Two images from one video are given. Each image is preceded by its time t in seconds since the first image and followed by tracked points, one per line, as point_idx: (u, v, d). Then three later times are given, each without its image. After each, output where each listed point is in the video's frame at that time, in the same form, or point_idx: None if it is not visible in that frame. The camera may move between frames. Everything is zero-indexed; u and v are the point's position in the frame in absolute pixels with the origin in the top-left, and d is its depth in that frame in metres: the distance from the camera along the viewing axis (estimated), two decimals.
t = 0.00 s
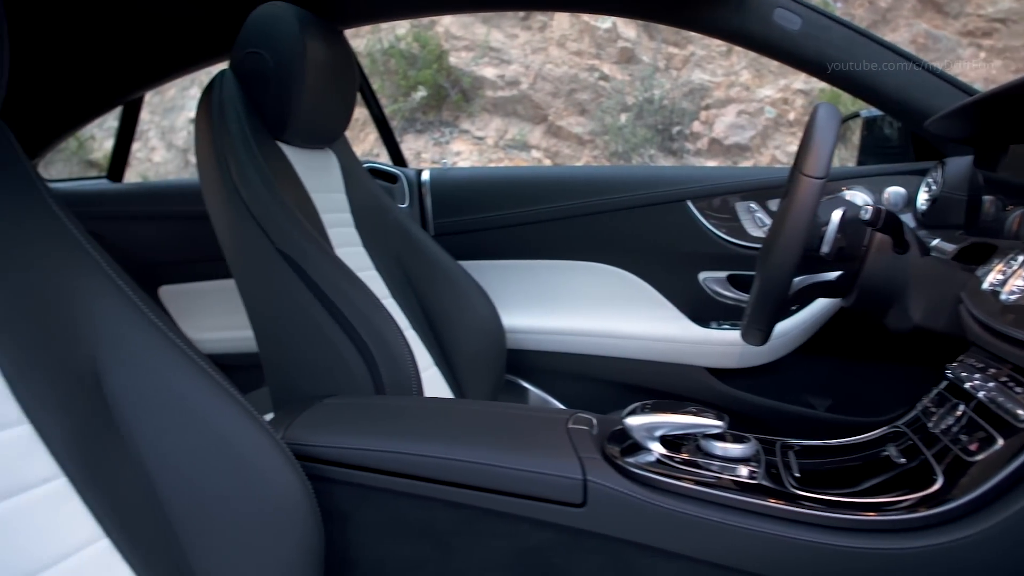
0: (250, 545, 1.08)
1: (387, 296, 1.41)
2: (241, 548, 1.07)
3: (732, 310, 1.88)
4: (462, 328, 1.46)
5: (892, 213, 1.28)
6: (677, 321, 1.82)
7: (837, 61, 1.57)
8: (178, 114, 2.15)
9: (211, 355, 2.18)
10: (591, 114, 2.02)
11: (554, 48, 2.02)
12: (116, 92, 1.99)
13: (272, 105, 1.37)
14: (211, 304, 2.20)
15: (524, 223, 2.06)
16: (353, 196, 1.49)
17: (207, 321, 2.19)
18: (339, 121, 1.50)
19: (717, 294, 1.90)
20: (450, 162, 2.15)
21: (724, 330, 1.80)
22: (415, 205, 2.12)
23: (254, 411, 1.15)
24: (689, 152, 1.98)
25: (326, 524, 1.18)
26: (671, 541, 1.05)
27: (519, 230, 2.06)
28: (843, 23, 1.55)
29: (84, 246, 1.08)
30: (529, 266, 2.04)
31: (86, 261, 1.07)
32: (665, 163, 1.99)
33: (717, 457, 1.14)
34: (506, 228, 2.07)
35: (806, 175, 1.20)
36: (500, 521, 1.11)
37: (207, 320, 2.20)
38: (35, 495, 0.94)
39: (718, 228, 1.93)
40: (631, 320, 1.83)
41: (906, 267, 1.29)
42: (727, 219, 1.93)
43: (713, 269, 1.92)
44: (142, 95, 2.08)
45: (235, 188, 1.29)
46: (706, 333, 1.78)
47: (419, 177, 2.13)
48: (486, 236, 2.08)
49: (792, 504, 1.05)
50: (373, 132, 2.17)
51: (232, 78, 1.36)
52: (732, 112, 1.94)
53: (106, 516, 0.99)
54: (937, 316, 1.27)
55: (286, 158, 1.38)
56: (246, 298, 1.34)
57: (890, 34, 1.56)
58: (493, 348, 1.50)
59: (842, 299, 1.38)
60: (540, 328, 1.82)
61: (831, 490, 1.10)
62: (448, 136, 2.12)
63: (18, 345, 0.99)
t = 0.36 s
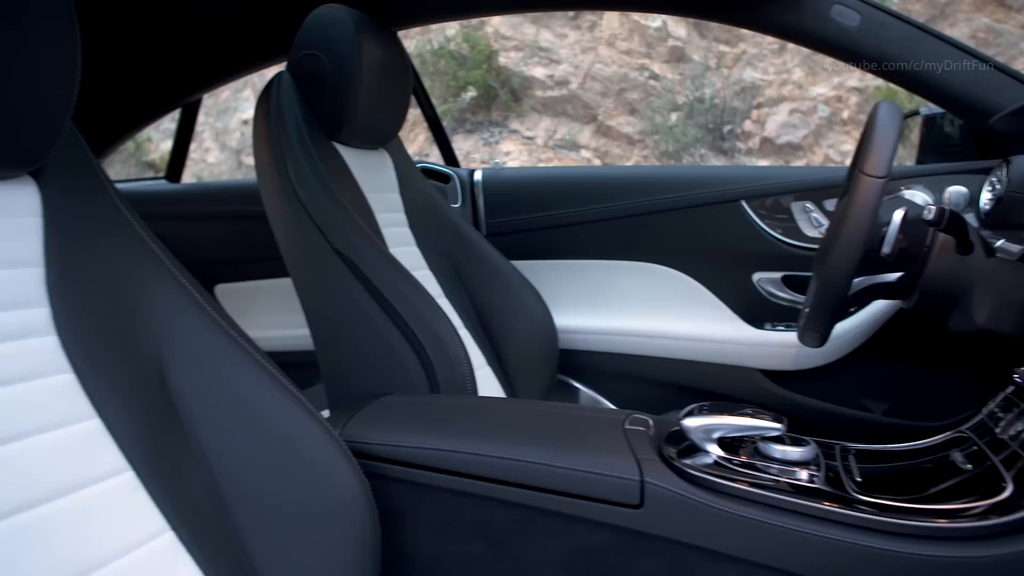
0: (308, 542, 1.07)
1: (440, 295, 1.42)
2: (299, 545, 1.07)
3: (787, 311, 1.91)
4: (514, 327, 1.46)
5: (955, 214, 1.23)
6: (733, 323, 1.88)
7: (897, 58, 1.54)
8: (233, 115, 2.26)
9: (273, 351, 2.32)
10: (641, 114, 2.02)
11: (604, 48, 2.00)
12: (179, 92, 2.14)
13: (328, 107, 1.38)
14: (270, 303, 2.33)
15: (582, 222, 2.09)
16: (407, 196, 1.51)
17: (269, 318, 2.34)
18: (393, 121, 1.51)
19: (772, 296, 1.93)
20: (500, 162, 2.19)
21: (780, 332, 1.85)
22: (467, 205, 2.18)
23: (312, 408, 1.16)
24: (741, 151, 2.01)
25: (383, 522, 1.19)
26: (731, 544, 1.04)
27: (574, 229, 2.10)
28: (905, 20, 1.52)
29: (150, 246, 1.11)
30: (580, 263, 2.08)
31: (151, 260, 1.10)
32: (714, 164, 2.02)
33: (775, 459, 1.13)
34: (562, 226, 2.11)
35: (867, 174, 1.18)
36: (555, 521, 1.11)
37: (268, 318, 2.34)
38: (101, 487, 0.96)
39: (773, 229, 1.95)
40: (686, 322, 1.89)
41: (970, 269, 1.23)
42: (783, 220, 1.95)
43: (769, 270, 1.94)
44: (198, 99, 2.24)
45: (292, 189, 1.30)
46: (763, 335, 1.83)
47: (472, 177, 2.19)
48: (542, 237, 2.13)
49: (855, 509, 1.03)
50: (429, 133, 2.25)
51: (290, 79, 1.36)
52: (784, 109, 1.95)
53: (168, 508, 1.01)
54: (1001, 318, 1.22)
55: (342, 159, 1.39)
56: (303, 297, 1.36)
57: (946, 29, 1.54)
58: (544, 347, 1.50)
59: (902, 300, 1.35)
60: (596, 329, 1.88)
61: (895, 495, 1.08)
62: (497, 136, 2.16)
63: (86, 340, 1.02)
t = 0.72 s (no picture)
0: (363, 540, 1.08)
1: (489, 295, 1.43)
2: (354, 542, 1.08)
3: (838, 311, 1.92)
4: (563, 327, 1.46)
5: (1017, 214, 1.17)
6: (783, 324, 1.91)
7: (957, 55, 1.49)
8: (281, 116, 2.35)
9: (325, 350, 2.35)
10: (688, 113, 2.03)
11: (650, 47, 1.98)
12: (231, 93, 2.20)
13: (379, 107, 1.39)
14: (320, 303, 2.36)
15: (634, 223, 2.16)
16: (456, 197, 1.52)
17: (320, 317, 2.37)
18: (443, 122, 1.52)
19: (823, 296, 1.95)
20: (546, 162, 2.24)
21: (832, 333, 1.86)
22: (516, 203, 2.27)
23: (366, 407, 1.17)
24: (790, 151, 2.01)
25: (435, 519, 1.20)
26: (787, 548, 1.02)
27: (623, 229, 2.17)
28: (963, 14, 1.46)
29: (208, 246, 1.12)
30: (627, 263, 2.15)
31: (209, 260, 1.11)
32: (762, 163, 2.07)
33: (832, 463, 1.10)
34: (612, 226, 2.18)
35: (926, 173, 1.16)
36: (607, 521, 1.10)
37: (318, 317, 2.37)
38: (165, 484, 0.97)
39: (825, 230, 1.98)
40: (737, 323, 1.92)
41: None
42: (835, 220, 1.98)
43: (820, 271, 1.97)
44: (248, 100, 2.29)
45: (345, 189, 1.31)
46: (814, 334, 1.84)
47: (520, 177, 2.28)
48: (594, 237, 2.20)
49: (915, 514, 1.01)
50: (477, 132, 2.30)
51: (342, 80, 1.38)
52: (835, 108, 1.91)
53: (228, 505, 1.01)
54: None
55: (393, 159, 1.40)
56: (354, 296, 1.37)
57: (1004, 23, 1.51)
58: (592, 348, 1.50)
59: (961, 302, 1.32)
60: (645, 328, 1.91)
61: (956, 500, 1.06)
62: (543, 136, 2.19)
63: (147, 338, 1.03)
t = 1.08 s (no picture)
0: (407, 537, 1.08)
1: (531, 295, 1.43)
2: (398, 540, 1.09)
3: (885, 313, 1.90)
4: (605, 327, 1.47)
5: None
6: (829, 325, 1.90)
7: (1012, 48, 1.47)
8: (322, 117, 2.38)
9: (372, 348, 2.39)
10: (729, 112, 2.04)
11: (689, 46, 2.00)
12: (275, 94, 2.23)
13: (423, 108, 1.41)
14: (363, 303, 2.41)
15: (679, 222, 2.14)
16: (499, 197, 1.53)
17: (366, 316, 2.40)
18: (486, 123, 1.52)
19: (870, 298, 1.93)
20: (587, 162, 2.25)
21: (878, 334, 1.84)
22: (558, 204, 2.27)
23: (412, 406, 1.18)
24: (833, 151, 2.01)
25: (479, 519, 1.20)
26: (836, 553, 1.01)
27: (663, 229, 2.16)
28: (1015, 7, 1.43)
29: (257, 246, 1.14)
30: (668, 263, 2.15)
31: (258, 259, 1.13)
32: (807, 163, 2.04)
33: (881, 467, 1.09)
34: (654, 226, 2.17)
35: (979, 172, 1.14)
36: (653, 523, 1.10)
37: (365, 316, 2.40)
38: (215, 480, 0.99)
39: (874, 233, 1.95)
40: (781, 324, 1.91)
41: None
42: (882, 220, 1.95)
43: (867, 273, 1.94)
44: (291, 101, 2.32)
45: (390, 189, 1.33)
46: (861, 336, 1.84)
47: (563, 177, 2.28)
48: (634, 237, 2.19)
49: (966, 520, 0.99)
50: (518, 132, 2.29)
51: (386, 80, 1.39)
52: (877, 107, 1.89)
53: (274, 500, 1.03)
54: None
55: (437, 160, 1.41)
56: (398, 295, 1.39)
57: None
58: (633, 348, 1.49)
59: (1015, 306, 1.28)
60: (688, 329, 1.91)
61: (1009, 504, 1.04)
62: (583, 137, 2.21)
63: (198, 338, 1.04)
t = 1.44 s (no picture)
0: (445, 536, 1.09)
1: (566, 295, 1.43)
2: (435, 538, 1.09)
3: (924, 314, 1.89)
4: (639, 327, 1.47)
5: None
6: (864, 326, 1.89)
7: None
8: (354, 117, 2.40)
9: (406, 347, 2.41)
10: (762, 111, 2.01)
11: (723, 45, 2.01)
12: (310, 94, 2.26)
13: (458, 107, 1.41)
14: (396, 301, 2.43)
15: (713, 222, 2.13)
16: (533, 197, 1.53)
17: (400, 314, 2.42)
18: (519, 122, 1.52)
19: (909, 300, 1.91)
20: (620, 162, 2.25)
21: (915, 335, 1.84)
22: (591, 204, 2.26)
23: (448, 404, 1.18)
24: (868, 150, 2.00)
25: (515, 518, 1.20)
26: (877, 558, 1.00)
27: (696, 229, 2.15)
28: None
29: (296, 246, 1.15)
30: (705, 263, 2.13)
31: (297, 259, 1.14)
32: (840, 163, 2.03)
33: (922, 470, 1.07)
34: (687, 226, 2.16)
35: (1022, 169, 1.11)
36: (690, 524, 1.09)
37: (399, 314, 2.43)
38: (255, 476, 0.99)
39: (913, 233, 1.93)
40: (816, 325, 1.90)
41: None
42: (922, 220, 1.93)
43: (905, 273, 1.93)
44: (326, 102, 2.35)
45: (425, 188, 1.33)
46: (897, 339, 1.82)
47: (596, 177, 2.27)
48: (670, 236, 2.17)
49: (1009, 525, 0.97)
50: (550, 131, 2.28)
51: (421, 80, 1.39)
52: (915, 105, 1.87)
53: (313, 498, 1.03)
54: None
55: (472, 159, 1.41)
56: (433, 293, 1.40)
57: None
58: (667, 349, 1.49)
59: None
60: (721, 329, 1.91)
61: None
62: (615, 136, 2.21)
63: (238, 336, 1.05)
